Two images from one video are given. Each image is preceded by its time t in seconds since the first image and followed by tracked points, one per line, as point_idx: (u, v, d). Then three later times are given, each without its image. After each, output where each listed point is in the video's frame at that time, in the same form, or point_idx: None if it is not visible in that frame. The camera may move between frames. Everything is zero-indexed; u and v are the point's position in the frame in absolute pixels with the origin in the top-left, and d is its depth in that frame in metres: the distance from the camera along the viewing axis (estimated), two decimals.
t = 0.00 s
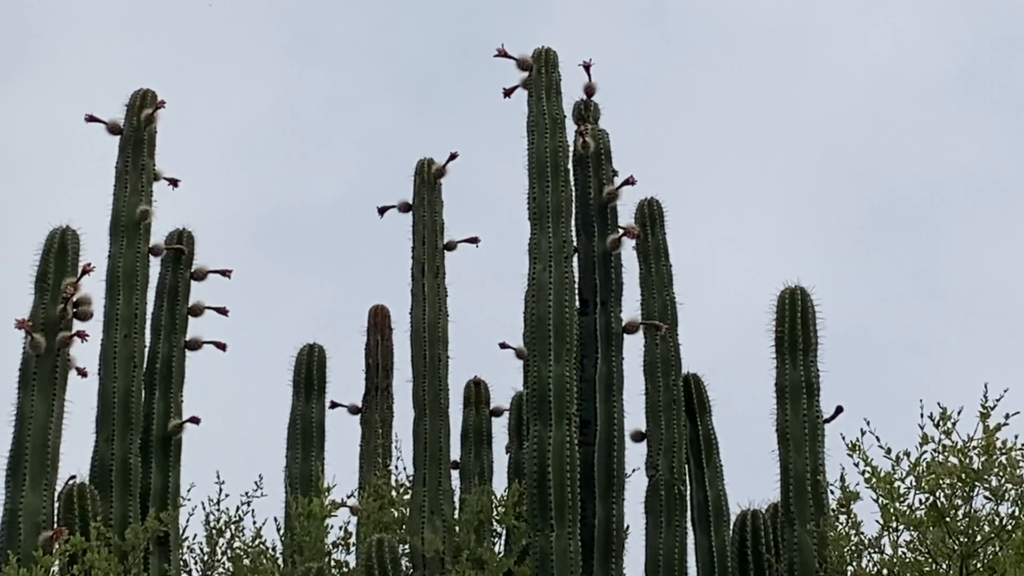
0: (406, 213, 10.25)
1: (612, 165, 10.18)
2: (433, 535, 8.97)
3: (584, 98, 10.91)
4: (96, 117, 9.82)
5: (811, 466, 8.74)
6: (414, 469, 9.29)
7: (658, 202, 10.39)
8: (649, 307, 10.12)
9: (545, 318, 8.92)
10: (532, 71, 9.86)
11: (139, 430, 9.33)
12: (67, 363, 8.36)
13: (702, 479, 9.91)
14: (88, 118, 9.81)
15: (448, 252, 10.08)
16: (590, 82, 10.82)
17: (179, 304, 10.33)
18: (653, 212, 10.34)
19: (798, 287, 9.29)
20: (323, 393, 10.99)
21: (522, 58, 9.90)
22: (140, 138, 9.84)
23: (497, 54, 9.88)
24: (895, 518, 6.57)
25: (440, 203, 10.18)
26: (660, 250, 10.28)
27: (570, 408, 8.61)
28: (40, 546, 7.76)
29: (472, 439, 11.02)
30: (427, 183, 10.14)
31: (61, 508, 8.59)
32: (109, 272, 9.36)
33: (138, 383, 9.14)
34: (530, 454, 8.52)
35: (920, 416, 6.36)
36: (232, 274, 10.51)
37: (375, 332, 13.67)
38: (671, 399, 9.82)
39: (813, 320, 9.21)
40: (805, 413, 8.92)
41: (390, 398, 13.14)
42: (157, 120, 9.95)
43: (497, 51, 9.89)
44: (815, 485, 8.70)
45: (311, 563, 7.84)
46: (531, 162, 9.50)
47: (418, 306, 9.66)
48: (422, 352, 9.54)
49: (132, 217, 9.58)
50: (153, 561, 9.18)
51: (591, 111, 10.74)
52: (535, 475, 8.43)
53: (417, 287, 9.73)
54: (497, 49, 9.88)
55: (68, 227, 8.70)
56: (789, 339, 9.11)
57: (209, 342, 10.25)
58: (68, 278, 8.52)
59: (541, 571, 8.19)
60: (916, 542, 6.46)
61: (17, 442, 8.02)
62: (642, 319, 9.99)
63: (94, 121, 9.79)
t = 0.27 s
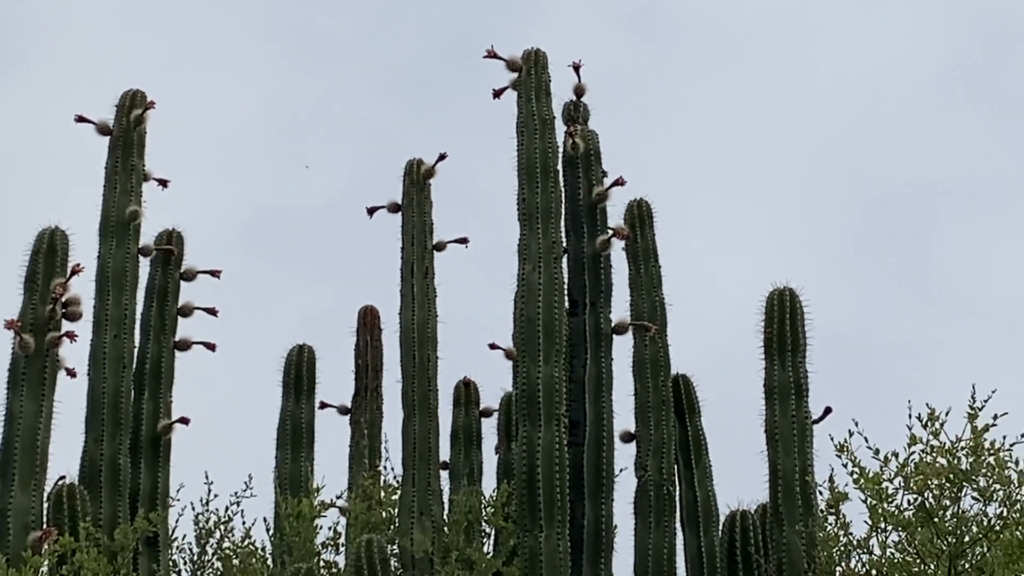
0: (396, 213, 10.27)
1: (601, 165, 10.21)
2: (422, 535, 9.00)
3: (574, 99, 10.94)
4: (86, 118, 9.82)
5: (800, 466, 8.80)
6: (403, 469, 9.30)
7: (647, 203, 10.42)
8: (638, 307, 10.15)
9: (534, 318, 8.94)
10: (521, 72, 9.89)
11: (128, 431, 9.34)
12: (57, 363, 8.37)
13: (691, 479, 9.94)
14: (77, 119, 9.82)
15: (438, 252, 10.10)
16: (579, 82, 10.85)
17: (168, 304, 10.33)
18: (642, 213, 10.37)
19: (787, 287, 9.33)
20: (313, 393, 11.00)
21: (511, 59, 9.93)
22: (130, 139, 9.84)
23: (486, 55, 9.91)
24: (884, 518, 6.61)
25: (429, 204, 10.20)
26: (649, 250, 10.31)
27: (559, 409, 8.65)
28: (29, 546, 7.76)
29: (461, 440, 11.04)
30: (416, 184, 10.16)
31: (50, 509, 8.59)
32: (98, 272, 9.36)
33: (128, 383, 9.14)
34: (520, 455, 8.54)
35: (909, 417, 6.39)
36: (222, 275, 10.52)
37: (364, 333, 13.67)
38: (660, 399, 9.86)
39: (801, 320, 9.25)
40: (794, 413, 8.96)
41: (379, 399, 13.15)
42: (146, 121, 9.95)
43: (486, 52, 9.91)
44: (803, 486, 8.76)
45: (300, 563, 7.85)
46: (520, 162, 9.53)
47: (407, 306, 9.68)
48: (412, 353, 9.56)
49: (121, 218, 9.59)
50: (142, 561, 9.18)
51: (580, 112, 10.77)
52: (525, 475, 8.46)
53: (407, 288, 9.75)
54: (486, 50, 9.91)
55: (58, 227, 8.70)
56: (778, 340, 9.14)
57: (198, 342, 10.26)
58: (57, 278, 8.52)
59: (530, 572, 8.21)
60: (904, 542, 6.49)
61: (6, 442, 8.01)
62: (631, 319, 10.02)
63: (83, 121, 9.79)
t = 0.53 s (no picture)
0: (388, 213, 10.28)
1: (594, 165, 10.22)
2: (414, 535, 9.00)
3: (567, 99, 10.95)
4: (78, 117, 9.82)
5: (792, 466, 8.81)
6: (396, 469, 9.31)
7: (640, 203, 10.44)
8: (631, 307, 10.16)
9: (527, 318, 8.94)
10: (514, 72, 9.89)
11: (121, 431, 9.34)
12: (49, 363, 8.37)
13: (684, 479, 9.95)
14: (69, 119, 9.81)
15: (430, 252, 10.11)
16: (572, 82, 10.86)
17: (161, 305, 10.33)
18: (634, 213, 10.39)
19: (780, 287, 9.34)
20: (305, 393, 11.00)
21: (504, 59, 9.94)
22: (122, 138, 9.83)
23: (479, 55, 9.91)
24: (877, 518, 6.62)
25: (422, 204, 10.20)
26: (642, 250, 10.32)
27: (552, 409, 8.65)
28: (21, 546, 7.75)
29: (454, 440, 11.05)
30: (409, 184, 10.16)
31: (42, 509, 8.57)
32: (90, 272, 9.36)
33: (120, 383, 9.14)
34: (512, 454, 8.55)
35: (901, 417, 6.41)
36: (214, 274, 10.51)
37: (357, 333, 13.68)
38: (653, 399, 9.87)
39: (794, 320, 9.26)
40: (787, 413, 8.98)
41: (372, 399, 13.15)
42: (139, 120, 9.94)
43: (479, 52, 9.91)
44: (796, 485, 8.78)
45: (292, 563, 7.85)
46: (513, 162, 9.53)
47: (400, 306, 9.68)
48: (404, 353, 9.56)
49: (114, 217, 9.58)
50: (135, 561, 9.18)
51: (572, 112, 10.78)
52: (517, 476, 8.47)
53: (400, 288, 9.76)
54: (479, 50, 9.91)
55: (50, 227, 8.69)
56: (771, 340, 9.16)
57: (191, 342, 10.25)
58: (49, 278, 8.51)
59: (522, 572, 8.22)
60: (897, 542, 6.51)
61: None
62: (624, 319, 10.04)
63: (76, 121, 9.78)
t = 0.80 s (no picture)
0: (384, 213, 10.28)
1: (590, 165, 10.24)
2: (410, 534, 9.00)
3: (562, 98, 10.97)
4: (74, 117, 9.82)
5: (788, 466, 8.83)
6: (391, 469, 9.32)
7: (635, 203, 10.46)
8: (626, 307, 10.17)
9: (522, 317, 8.95)
10: (510, 71, 9.91)
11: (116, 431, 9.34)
12: (44, 362, 8.37)
13: (679, 478, 9.97)
14: (65, 118, 9.81)
15: (426, 252, 10.12)
16: (568, 82, 10.87)
17: (156, 304, 10.33)
18: (630, 212, 10.41)
19: (775, 286, 9.36)
20: (301, 393, 11.01)
21: (500, 58, 9.95)
22: (118, 138, 9.84)
23: (475, 54, 9.92)
24: (873, 517, 6.64)
25: (418, 203, 10.22)
26: (638, 249, 10.33)
27: (547, 408, 8.66)
28: (17, 546, 7.75)
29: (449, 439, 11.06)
30: (405, 183, 10.17)
31: (38, 508, 8.58)
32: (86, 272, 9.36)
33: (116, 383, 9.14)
34: (508, 454, 8.56)
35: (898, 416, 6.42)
36: (210, 274, 10.52)
37: (352, 332, 13.68)
38: (649, 399, 9.89)
39: (790, 319, 9.28)
40: (782, 412, 8.99)
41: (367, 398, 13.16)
42: (135, 120, 9.94)
43: (475, 51, 9.93)
44: (792, 484, 8.80)
45: (288, 563, 7.86)
46: (509, 162, 9.55)
47: (396, 306, 9.69)
48: (400, 353, 9.57)
49: (110, 217, 9.58)
50: (130, 561, 9.18)
51: (568, 111, 10.80)
52: (513, 476, 8.47)
53: (395, 287, 9.77)
54: (475, 49, 9.92)
55: (46, 226, 8.69)
56: (766, 339, 9.18)
57: (187, 341, 10.26)
58: (45, 277, 8.52)
59: (518, 571, 8.24)
60: (893, 541, 6.53)
61: None
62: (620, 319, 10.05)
63: (71, 120, 9.78)
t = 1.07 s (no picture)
0: (382, 212, 10.29)
1: (588, 164, 10.24)
2: (408, 534, 9.00)
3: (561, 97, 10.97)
4: (72, 116, 9.82)
5: (786, 465, 8.83)
6: (390, 468, 9.32)
7: (634, 202, 10.46)
8: (624, 306, 10.18)
9: (521, 317, 8.96)
10: (508, 70, 9.91)
11: (115, 430, 9.33)
12: (43, 362, 8.37)
13: (678, 478, 9.98)
14: (64, 117, 9.81)
15: (424, 251, 10.12)
16: (566, 81, 10.87)
17: (155, 304, 10.32)
18: (628, 212, 10.41)
19: (774, 286, 9.37)
20: (299, 392, 11.01)
21: (498, 58, 9.95)
22: (116, 137, 9.83)
23: (473, 54, 9.92)
24: (871, 517, 6.64)
25: (416, 202, 10.22)
26: (636, 249, 10.34)
27: (546, 408, 8.66)
28: (15, 545, 7.75)
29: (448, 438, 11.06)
30: (403, 182, 10.17)
31: (36, 508, 8.57)
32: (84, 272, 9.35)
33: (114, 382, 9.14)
34: (507, 454, 8.56)
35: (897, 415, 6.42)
36: (208, 273, 10.52)
37: (351, 331, 13.68)
38: (647, 398, 9.89)
39: (788, 318, 9.28)
40: (781, 412, 9.00)
41: (366, 398, 13.16)
42: (133, 119, 9.94)
43: (473, 50, 9.93)
44: (790, 484, 8.81)
45: (287, 563, 7.85)
46: (507, 161, 9.55)
47: (394, 306, 9.70)
48: (398, 352, 9.56)
49: (108, 216, 9.58)
50: (129, 560, 9.18)
51: (566, 111, 10.80)
52: (511, 475, 8.47)
53: (394, 286, 9.77)
54: (473, 48, 9.93)
55: (44, 226, 8.69)
56: (764, 339, 9.18)
57: (185, 341, 10.26)
58: (43, 277, 8.51)
59: (516, 571, 8.24)
60: (891, 541, 6.54)
61: None
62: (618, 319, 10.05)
63: (70, 120, 9.78)
